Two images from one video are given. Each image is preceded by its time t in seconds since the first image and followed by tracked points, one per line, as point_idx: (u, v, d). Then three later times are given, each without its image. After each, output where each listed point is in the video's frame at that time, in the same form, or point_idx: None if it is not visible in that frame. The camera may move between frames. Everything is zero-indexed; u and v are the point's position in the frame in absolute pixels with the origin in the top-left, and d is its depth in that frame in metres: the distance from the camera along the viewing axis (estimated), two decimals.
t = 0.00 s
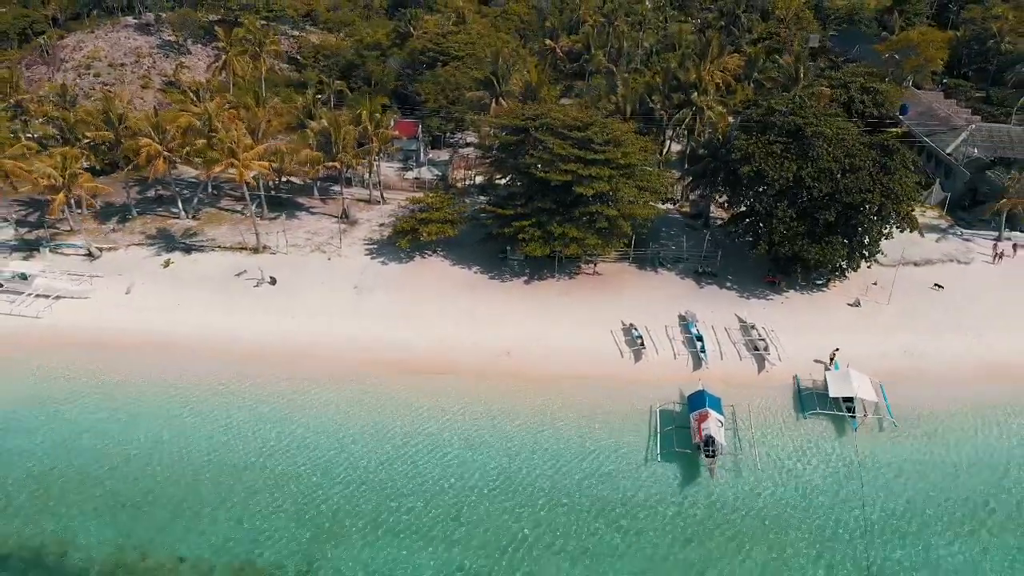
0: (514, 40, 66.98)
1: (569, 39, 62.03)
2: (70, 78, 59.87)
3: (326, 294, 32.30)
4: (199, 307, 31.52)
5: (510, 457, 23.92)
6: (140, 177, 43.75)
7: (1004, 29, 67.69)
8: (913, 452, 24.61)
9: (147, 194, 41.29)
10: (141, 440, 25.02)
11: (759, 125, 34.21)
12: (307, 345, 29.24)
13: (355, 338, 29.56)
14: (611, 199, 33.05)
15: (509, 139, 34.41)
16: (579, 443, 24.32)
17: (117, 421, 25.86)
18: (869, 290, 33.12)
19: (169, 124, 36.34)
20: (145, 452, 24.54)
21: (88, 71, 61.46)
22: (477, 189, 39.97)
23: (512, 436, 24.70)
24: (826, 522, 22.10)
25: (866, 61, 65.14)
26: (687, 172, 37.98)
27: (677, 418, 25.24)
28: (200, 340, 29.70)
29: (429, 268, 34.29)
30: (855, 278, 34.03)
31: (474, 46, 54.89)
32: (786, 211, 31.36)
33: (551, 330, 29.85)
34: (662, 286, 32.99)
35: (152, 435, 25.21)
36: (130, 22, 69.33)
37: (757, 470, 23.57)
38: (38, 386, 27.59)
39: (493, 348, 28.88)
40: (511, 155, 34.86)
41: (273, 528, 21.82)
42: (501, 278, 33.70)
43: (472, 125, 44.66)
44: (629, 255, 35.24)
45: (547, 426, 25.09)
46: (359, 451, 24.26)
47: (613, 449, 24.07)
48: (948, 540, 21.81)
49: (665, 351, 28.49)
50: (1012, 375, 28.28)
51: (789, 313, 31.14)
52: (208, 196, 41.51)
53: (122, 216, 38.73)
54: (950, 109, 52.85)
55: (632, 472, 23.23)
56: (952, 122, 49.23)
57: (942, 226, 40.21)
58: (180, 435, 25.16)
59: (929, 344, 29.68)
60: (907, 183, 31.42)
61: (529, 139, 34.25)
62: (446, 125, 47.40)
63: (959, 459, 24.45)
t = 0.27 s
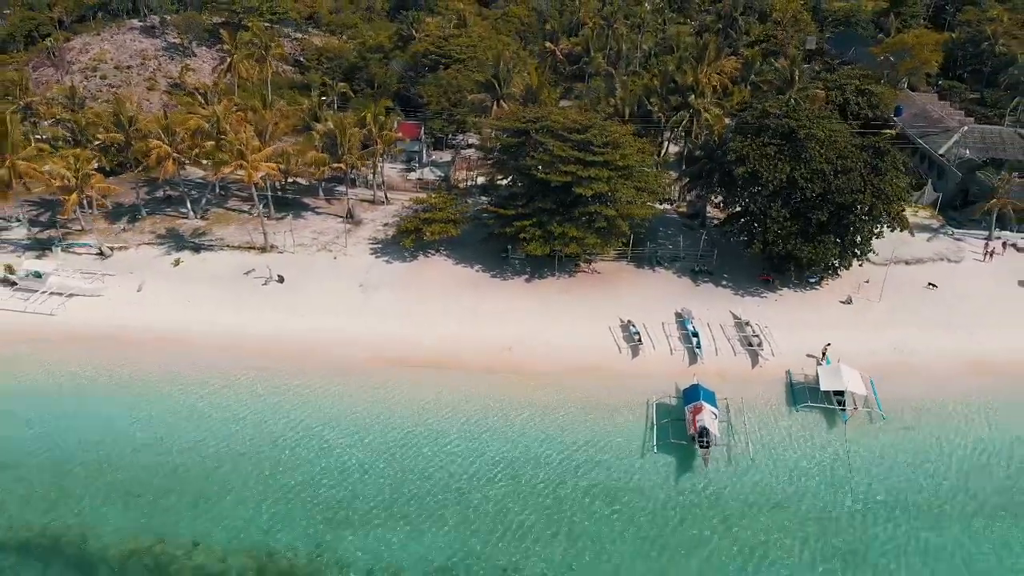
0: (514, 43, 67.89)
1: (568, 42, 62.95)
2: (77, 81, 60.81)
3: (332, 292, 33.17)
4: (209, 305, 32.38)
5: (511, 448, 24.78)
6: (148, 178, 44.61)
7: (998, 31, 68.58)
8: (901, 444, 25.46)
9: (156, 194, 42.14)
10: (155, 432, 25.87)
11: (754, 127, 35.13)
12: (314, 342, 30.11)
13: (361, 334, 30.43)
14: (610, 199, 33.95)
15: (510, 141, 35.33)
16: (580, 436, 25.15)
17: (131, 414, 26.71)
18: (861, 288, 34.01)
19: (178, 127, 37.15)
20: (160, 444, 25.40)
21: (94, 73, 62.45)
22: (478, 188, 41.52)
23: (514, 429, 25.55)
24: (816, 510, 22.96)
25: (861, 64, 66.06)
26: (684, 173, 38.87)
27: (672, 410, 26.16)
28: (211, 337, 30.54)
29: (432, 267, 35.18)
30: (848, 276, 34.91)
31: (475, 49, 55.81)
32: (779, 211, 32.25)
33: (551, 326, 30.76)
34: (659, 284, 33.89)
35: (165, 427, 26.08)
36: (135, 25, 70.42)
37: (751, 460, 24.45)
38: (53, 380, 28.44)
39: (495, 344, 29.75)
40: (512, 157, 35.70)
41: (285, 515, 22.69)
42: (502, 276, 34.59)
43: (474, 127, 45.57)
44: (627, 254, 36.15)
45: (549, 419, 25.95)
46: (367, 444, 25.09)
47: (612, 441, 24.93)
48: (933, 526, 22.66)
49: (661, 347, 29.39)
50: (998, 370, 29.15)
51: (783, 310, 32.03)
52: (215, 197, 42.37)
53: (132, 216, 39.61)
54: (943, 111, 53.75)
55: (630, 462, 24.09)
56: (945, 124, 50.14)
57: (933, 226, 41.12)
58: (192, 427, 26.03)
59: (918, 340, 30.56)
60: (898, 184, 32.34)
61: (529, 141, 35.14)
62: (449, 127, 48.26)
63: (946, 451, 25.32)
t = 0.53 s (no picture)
0: (514, 45, 68.83)
1: (568, 44, 63.74)
2: (83, 82, 61.62)
3: (338, 291, 33.95)
4: (218, 303, 33.15)
5: (513, 441, 25.51)
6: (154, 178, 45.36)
7: (993, 33, 69.37)
8: (891, 437, 26.23)
9: (163, 195, 42.89)
10: (167, 426, 26.63)
11: (749, 130, 35.95)
12: (320, 339, 30.87)
13: (366, 332, 31.20)
14: (609, 200, 34.73)
15: (511, 143, 36.14)
16: (580, 430, 25.91)
17: (143, 409, 27.45)
18: (854, 286, 34.77)
19: (186, 129, 37.85)
20: (171, 437, 26.16)
21: (100, 75, 63.30)
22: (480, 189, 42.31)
23: (516, 423, 26.31)
24: (808, 501, 23.73)
25: (857, 65, 66.93)
26: (681, 174, 39.64)
27: (669, 405, 26.93)
28: (219, 334, 31.29)
29: (435, 266, 35.97)
30: (841, 275, 35.67)
31: (476, 52, 56.65)
32: (774, 212, 33.02)
33: (552, 324, 31.53)
34: (657, 282, 34.68)
35: (177, 422, 26.84)
36: (140, 27, 71.33)
37: (745, 453, 25.22)
38: (66, 376, 29.18)
39: (497, 341, 30.53)
40: (512, 158, 36.42)
41: (295, 506, 23.42)
42: (504, 275, 35.36)
43: (475, 128, 46.35)
44: (625, 253, 36.93)
45: (549, 413, 26.70)
46: (373, 437, 25.85)
47: (611, 434, 25.69)
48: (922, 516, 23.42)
49: (659, 344, 30.16)
50: (987, 365, 29.91)
51: (777, 308, 32.80)
52: (221, 197, 43.12)
53: (140, 216, 40.37)
54: (937, 113, 54.56)
55: (628, 455, 24.86)
56: (939, 125, 50.94)
57: (926, 225, 41.90)
58: (203, 422, 26.80)
59: (910, 337, 31.33)
60: (890, 185, 33.14)
61: (530, 142, 35.94)
62: (451, 128, 48.99)
63: (935, 444, 26.07)
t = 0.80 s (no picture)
0: (514, 48, 69.83)
1: (568, 47, 64.71)
2: (89, 84, 62.56)
3: (343, 289, 34.85)
4: (227, 301, 34.06)
5: (514, 433, 26.41)
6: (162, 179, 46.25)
7: (988, 36, 70.32)
8: (880, 429, 27.11)
9: (171, 195, 43.79)
10: (180, 419, 27.53)
11: (745, 132, 36.88)
12: (327, 335, 31.77)
13: (372, 328, 32.09)
14: (607, 200, 35.63)
15: (512, 145, 37.07)
16: (579, 422, 26.80)
17: (154, 404, 28.36)
18: (847, 284, 35.67)
19: (194, 131, 38.76)
20: (185, 430, 27.06)
21: (106, 77, 64.27)
22: (481, 190, 43.20)
23: (518, 416, 27.20)
24: (799, 489, 24.63)
25: (853, 67, 67.89)
26: (678, 175, 40.55)
27: (665, 398, 27.84)
28: (229, 331, 32.19)
29: (438, 265, 36.86)
30: (834, 274, 36.58)
31: (477, 54, 57.61)
32: (769, 212, 33.91)
33: (552, 321, 32.42)
34: (655, 281, 35.58)
35: (188, 415, 27.74)
36: (145, 30, 72.37)
37: (738, 444, 26.11)
38: (80, 372, 30.06)
39: (499, 337, 31.43)
40: (513, 159, 37.33)
41: (303, 495, 24.32)
42: (505, 274, 36.26)
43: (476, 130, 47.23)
44: (624, 253, 37.83)
45: (550, 406, 27.59)
46: (378, 429, 26.73)
47: (609, 426, 26.59)
48: (909, 503, 24.33)
49: (656, 340, 31.06)
50: (974, 361, 30.83)
51: (771, 305, 33.69)
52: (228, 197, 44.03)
53: (149, 216, 41.27)
54: (931, 114, 55.48)
55: (626, 446, 25.76)
56: (932, 126, 51.85)
57: (919, 225, 42.80)
58: (213, 415, 27.69)
59: (900, 333, 32.21)
60: (881, 186, 34.06)
61: (531, 144, 36.86)
62: (453, 130, 49.85)
63: (923, 435, 26.95)
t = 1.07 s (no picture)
0: (515, 49, 70.74)
1: (567, 49, 65.55)
2: (95, 86, 63.36)
3: (348, 287, 35.62)
4: (234, 299, 34.83)
5: (514, 426, 27.19)
6: (168, 180, 47.00)
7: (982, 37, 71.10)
8: (871, 422, 27.89)
9: (177, 196, 44.54)
10: (190, 413, 28.30)
11: (741, 133, 37.68)
12: (332, 332, 32.53)
13: (376, 325, 32.87)
14: (606, 200, 36.41)
15: (513, 146, 37.88)
16: (579, 416, 27.57)
17: (165, 398, 29.14)
18: (841, 283, 36.45)
19: (201, 133, 39.71)
20: (195, 423, 27.83)
21: (111, 79, 65.10)
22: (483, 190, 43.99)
23: (519, 410, 27.97)
24: (792, 481, 25.38)
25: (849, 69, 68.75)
26: (676, 176, 41.33)
27: (662, 393, 28.62)
28: (237, 327, 32.97)
29: (440, 263, 37.64)
30: (828, 272, 37.38)
31: (478, 56, 58.44)
32: (764, 211, 34.69)
33: (552, 318, 33.20)
34: (653, 279, 36.37)
35: (197, 409, 28.50)
36: (150, 32, 73.29)
37: (733, 437, 26.89)
38: (92, 368, 30.84)
39: (500, 333, 32.21)
40: (514, 160, 38.14)
41: (310, 485, 25.07)
42: (506, 272, 37.02)
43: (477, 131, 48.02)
44: (622, 252, 38.61)
45: (550, 401, 28.35)
46: (383, 422, 27.50)
47: (608, 420, 27.37)
48: (899, 494, 25.10)
49: (653, 337, 31.83)
50: (964, 356, 31.62)
51: (766, 303, 34.47)
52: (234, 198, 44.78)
53: (156, 216, 42.02)
54: (926, 115, 56.30)
55: (624, 439, 26.54)
56: (926, 127, 52.66)
57: (912, 224, 43.59)
58: (222, 409, 28.45)
59: (892, 330, 32.99)
60: (873, 186, 34.85)
61: (531, 146, 37.68)
62: (455, 131, 50.65)
63: (913, 428, 27.73)
